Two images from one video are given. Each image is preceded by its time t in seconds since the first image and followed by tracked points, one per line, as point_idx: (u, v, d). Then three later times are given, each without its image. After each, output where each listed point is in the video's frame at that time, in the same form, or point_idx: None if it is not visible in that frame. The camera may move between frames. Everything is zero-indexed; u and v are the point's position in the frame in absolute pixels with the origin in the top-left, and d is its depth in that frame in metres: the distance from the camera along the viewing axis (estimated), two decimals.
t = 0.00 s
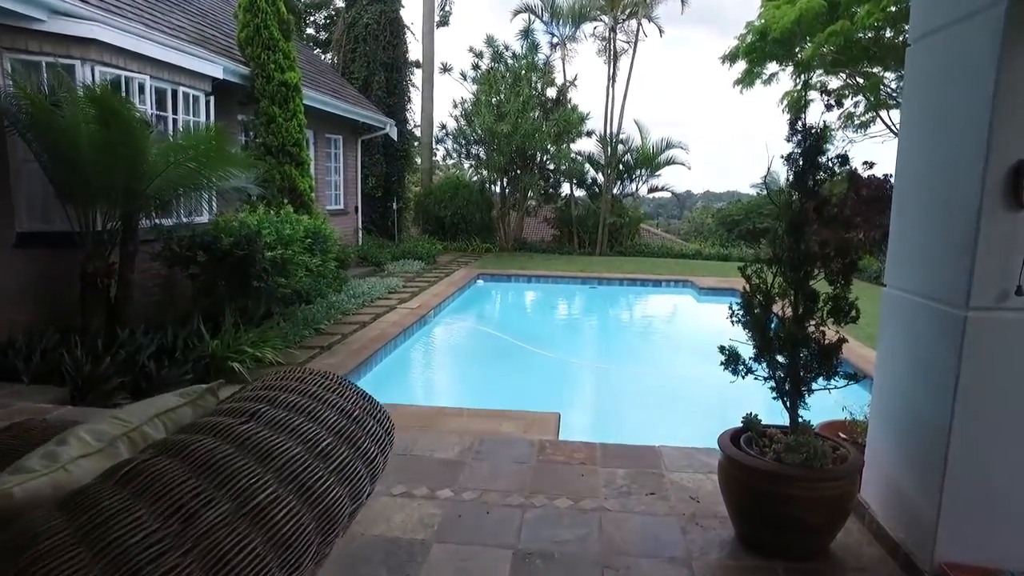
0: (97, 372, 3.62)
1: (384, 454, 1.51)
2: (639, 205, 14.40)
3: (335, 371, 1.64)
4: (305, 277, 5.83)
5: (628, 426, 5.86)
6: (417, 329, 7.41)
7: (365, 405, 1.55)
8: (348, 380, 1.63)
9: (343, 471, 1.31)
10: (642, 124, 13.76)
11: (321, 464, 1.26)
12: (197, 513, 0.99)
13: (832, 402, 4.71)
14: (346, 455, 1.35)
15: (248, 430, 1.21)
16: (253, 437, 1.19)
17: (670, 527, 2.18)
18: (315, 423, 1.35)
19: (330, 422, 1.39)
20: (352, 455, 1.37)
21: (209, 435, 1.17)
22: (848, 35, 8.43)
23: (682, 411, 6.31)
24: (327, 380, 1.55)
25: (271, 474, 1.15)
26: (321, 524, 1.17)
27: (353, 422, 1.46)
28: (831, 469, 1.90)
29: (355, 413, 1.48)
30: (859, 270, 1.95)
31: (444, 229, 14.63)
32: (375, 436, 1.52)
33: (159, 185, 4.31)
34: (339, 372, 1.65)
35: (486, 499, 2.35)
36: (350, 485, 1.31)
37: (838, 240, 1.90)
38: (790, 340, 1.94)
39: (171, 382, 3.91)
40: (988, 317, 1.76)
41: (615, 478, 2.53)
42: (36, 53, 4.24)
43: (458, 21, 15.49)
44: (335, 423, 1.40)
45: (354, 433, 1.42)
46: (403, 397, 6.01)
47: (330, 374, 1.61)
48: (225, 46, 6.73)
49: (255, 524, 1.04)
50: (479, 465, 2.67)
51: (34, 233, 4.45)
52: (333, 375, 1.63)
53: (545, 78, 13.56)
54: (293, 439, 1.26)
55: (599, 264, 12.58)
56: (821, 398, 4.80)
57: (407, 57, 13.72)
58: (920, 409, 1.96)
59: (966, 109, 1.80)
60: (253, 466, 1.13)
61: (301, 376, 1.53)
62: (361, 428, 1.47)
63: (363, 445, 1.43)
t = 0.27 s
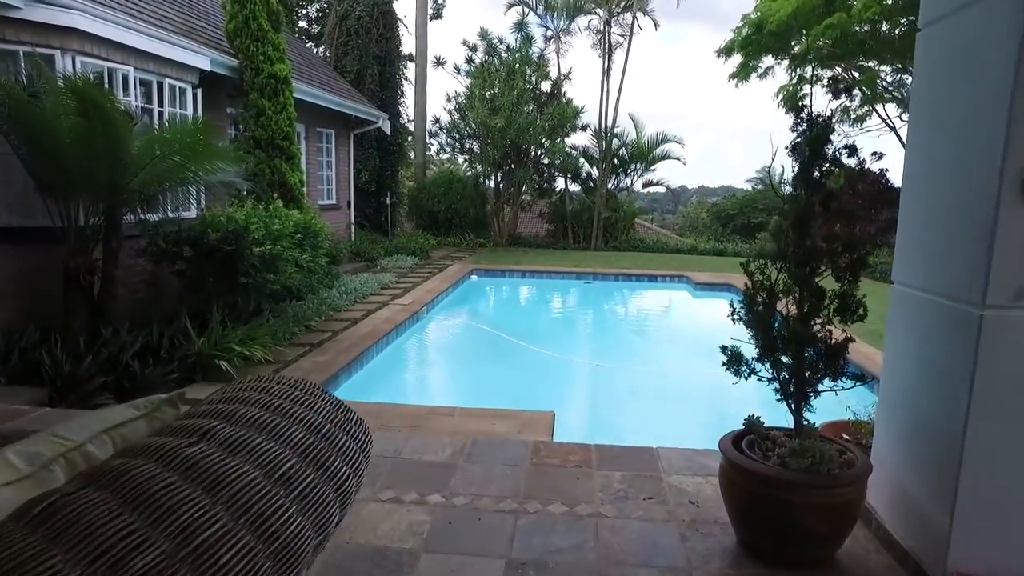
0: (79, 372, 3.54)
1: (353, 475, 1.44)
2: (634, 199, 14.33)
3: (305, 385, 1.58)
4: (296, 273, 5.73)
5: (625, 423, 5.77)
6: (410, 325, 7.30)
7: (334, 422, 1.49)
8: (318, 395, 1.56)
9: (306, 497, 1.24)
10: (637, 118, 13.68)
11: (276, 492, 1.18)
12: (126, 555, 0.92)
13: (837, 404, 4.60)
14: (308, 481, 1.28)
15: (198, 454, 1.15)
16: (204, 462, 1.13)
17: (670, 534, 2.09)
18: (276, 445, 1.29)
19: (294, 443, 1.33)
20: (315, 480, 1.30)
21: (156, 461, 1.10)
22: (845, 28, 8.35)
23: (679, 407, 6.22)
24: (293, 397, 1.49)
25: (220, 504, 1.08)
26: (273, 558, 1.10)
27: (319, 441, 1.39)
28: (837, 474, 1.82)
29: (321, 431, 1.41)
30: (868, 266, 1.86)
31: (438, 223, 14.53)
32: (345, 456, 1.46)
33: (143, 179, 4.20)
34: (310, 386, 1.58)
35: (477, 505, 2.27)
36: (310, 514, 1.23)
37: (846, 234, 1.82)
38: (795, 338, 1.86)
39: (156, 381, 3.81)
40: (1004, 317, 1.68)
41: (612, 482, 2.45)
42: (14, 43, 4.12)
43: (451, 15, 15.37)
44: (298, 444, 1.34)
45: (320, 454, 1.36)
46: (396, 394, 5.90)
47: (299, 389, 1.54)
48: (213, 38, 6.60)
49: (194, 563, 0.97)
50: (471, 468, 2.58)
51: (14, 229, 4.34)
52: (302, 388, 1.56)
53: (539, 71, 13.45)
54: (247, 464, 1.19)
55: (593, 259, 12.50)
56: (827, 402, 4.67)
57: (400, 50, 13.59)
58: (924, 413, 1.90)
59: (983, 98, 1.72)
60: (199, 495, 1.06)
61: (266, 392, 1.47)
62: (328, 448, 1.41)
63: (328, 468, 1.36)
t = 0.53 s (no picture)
0: (60, 374, 3.47)
1: (324, 507, 1.33)
2: (629, 195, 14.27)
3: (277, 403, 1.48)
4: (286, 271, 5.62)
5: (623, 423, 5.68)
6: (404, 323, 7.19)
7: (304, 447, 1.39)
8: (290, 414, 1.46)
9: (265, 532, 1.14)
10: (633, 113, 13.58)
11: (227, 536, 1.06)
12: None
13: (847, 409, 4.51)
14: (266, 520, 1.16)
15: (144, 486, 1.05)
16: (148, 495, 1.03)
17: (672, 545, 2.00)
18: (234, 475, 1.19)
19: (255, 472, 1.23)
20: (275, 519, 1.18)
21: (94, 496, 1.01)
22: (843, 23, 8.28)
23: (677, 406, 6.14)
24: (260, 418, 1.39)
25: (157, 554, 0.96)
26: None
27: (285, 469, 1.29)
28: (850, 485, 1.73)
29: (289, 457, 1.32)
30: (881, 266, 1.78)
31: (432, 220, 14.44)
32: (315, 485, 1.35)
33: (127, 174, 4.09)
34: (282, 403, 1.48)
35: (471, 514, 2.17)
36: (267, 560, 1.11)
37: (858, 232, 1.73)
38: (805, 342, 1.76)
39: (141, 382, 3.71)
40: None
41: (611, 489, 2.36)
42: None
43: (446, 10, 15.25)
44: (259, 473, 1.24)
45: (284, 485, 1.25)
46: (390, 394, 5.80)
47: (268, 409, 1.44)
48: (202, 31, 6.46)
49: None
50: (465, 474, 2.49)
51: None
52: (272, 406, 1.47)
53: (534, 67, 13.32)
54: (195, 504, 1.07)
55: (588, 256, 12.42)
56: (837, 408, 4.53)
57: (394, 45, 13.46)
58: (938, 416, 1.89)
59: (1007, 96, 1.67)
60: (130, 545, 0.94)
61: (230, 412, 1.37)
62: (295, 477, 1.30)
63: (292, 506, 1.24)
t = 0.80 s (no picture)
0: (38, 379, 3.37)
1: (284, 554, 1.31)
2: (624, 192, 14.19)
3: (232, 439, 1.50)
4: (276, 270, 5.51)
5: (619, 423, 5.57)
6: (398, 321, 7.09)
7: (255, 485, 1.39)
8: (254, 458, 1.46)
9: None
10: (628, 110, 13.49)
11: None
12: None
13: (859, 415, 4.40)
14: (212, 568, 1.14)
15: (73, 540, 1.05)
16: (69, 551, 1.02)
17: (675, 558, 1.91)
18: (178, 521, 1.19)
19: (203, 516, 1.22)
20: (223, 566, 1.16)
21: (19, 548, 1.02)
22: (840, 18, 8.21)
23: (674, 406, 6.04)
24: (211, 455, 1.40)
25: None
26: None
27: (236, 508, 1.29)
28: (862, 497, 1.64)
29: (243, 499, 1.32)
30: (896, 266, 1.69)
31: (426, 217, 14.33)
32: (276, 531, 1.33)
33: (111, 171, 3.97)
34: (238, 442, 1.50)
35: (464, 526, 2.08)
36: None
37: (872, 230, 1.64)
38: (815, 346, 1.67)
39: (124, 386, 3.60)
40: None
41: (610, 498, 2.26)
42: None
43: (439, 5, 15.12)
44: (207, 514, 1.24)
45: (236, 533, 1.24)
46: (381, 395, 5.69)
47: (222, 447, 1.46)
48: (189, 24, 6.32)
49: None
50: (458, 482, 2.39)
51: None
52: (235, 447, 1.47)
53: (529, 63, 13.20)
54: (126, 557, 1.06)
55: (583, 253, 12.34)
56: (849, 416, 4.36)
57: (387, 41, 13.32)
58: (957, 423, 1.85)
59: None
60: None
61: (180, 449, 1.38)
62: (251, 522, 1.29)
63: (245, 552, 1.22)
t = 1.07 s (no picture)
0: (17, 382, 3.28)
1: None
2: (618, 189, 14.12)
3: (184, 474, 1.41)
4: (266, 269, 5.41)
5: (615, 423, 5.50)
6: (390, 320, 6.99)
7: (205, 528, 1.26)
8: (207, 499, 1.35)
9: None
10: (623, 107, 13.40)
11: None
12: None
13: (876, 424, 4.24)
14: None
15: None
16: None
17: (674, 571, 1.84)
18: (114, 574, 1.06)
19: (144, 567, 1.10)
20: None
21: None
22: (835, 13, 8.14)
23: (670, 405, 5.96)
24: (154, 493, 1.31)
25: None
26: None
27: (183, 559, 1.16)
28: (871, 509, 1.57)
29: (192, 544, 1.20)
30: (906, 268, 1.62)
31: (419, 214, 14.24)
32: None
33: (95, 167, 3.87)
34: (189, 479, 1.41)
35: (456, 536, 2.00)
36: None
37: (883, 231, 1.56)
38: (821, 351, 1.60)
39: (107, 389, 3.51)
40: None
41: (606, 507, 2.19)
42: None
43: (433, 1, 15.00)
44: (145, 568, 1.11)
45: None
46: (373, 396, 5.59)
47: (168, 483, 1.36)
48: (177, 19, 6.21)
49: None
50: (450, 490, 2.32)
51: None
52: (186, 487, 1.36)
53: (522, 59, 13.10)
54: None
55: (577, 251, 12.27)
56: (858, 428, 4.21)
57: (379, 37, 13.20)
58: (971, 429, 1.77)
59: None
60: None
61: (119, 488, 1.29)
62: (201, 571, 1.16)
63: None
